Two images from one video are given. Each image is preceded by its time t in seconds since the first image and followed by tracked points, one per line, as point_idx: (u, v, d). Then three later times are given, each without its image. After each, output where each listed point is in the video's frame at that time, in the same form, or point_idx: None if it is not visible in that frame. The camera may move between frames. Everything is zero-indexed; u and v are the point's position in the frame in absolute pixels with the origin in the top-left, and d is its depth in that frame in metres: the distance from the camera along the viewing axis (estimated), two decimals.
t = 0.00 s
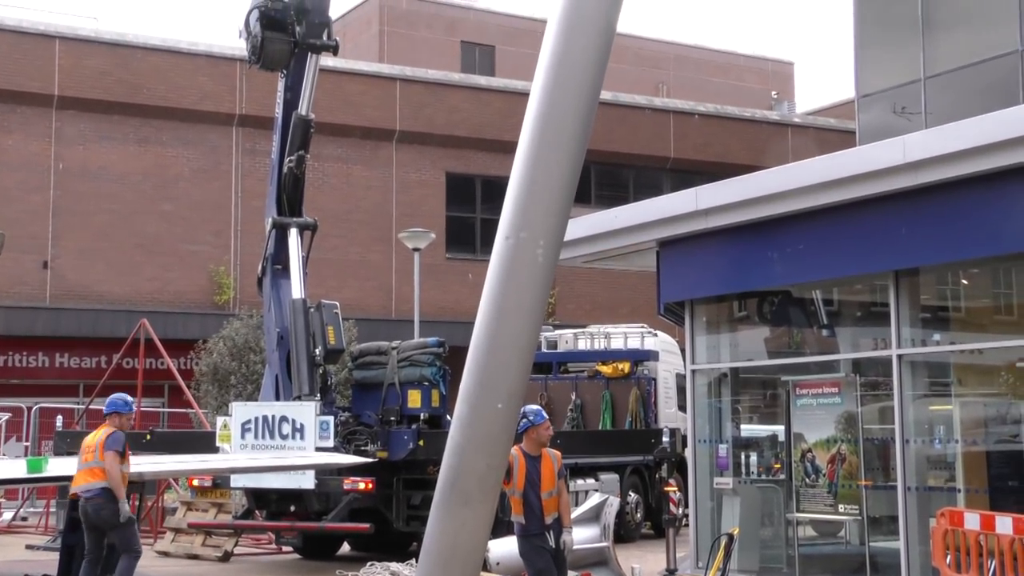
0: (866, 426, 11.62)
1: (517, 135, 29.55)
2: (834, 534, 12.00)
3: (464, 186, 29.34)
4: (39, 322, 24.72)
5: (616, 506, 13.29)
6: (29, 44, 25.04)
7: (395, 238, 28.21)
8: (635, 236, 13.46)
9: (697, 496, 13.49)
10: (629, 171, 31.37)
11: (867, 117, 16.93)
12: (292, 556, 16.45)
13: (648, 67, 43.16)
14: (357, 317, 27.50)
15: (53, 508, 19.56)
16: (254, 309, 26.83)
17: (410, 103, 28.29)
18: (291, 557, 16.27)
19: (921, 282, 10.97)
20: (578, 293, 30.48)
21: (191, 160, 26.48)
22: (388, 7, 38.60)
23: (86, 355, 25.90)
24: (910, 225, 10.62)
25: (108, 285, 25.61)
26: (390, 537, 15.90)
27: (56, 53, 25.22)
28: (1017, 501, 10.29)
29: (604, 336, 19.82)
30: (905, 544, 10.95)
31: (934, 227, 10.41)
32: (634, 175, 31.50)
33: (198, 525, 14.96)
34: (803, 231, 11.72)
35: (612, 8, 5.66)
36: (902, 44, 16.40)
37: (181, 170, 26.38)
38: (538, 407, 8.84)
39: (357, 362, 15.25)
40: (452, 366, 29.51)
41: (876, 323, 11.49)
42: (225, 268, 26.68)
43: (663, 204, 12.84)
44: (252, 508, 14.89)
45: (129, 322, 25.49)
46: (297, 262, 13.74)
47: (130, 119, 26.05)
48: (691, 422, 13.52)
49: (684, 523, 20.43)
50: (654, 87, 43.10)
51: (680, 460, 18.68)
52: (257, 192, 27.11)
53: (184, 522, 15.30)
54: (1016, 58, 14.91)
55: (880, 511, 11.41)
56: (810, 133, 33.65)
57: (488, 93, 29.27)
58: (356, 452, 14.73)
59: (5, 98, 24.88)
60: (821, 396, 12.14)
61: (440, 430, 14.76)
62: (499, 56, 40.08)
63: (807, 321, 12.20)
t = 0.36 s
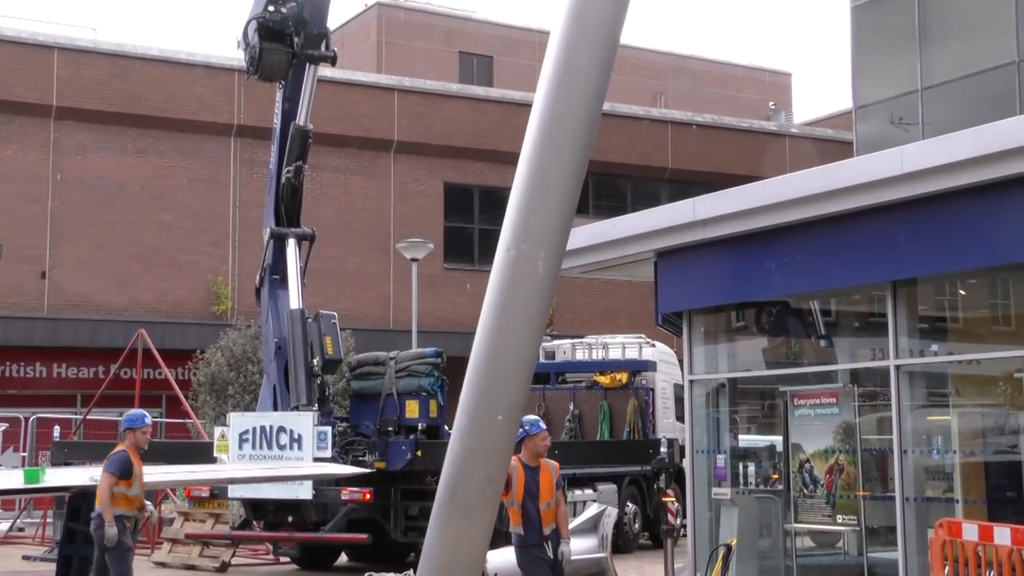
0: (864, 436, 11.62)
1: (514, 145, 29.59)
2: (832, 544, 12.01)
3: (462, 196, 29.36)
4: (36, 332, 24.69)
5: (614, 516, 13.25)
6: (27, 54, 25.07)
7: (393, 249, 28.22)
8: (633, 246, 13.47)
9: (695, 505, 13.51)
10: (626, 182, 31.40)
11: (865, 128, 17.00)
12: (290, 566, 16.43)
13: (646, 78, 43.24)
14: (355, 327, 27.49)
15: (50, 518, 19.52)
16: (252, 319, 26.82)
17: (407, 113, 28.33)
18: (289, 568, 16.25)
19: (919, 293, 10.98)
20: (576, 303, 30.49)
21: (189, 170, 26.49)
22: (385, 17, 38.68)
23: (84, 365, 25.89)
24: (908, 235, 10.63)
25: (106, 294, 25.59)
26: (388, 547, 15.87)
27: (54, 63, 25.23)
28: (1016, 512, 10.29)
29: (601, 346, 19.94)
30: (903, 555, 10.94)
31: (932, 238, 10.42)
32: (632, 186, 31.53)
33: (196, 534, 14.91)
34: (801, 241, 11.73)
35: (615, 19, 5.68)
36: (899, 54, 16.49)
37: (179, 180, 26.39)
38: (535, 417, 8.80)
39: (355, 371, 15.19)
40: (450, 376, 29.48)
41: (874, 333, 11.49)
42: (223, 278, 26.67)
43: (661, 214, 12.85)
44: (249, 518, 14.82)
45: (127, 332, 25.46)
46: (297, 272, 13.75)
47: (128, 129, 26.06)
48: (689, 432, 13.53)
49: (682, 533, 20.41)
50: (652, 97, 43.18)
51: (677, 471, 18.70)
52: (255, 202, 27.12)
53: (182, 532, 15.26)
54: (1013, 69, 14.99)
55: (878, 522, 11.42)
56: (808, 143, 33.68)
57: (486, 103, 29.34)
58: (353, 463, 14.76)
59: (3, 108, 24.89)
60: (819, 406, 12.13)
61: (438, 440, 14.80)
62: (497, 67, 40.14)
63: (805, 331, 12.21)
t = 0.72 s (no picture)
0: (861, 448, 11.62)
1: (512, 157, 29.62)
2: (829, 556, 12.02)
3: (459, 208, 29.41)
4: (34, 343, 24.67)
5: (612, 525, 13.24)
6: (25, 65, 25.08)
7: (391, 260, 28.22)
8: (630, 257, 13.49)
9: (692, 517, 13.53)
10: (623, 193, 31.45)
11: (861, 139, 17.18)
12: None
13: (644, 89, 43.33)
14: (352, 338, 27.47)
15: (46, 529, 19.46)
16: (249, 330, 26.80)
17: (405, 124, 28.36)
18: None
19: (916, 305, 10.99)
20: (573, 314, 30.49)
21: (187, 181, 26.50)
22: (383, 28, 38.75)
23: (80, 376, 25.86)
24: (905, 248, 10.65)
25: (103, 306, 25.57)
26: (384, 560, 15.82)
27: (52, 74, 25.24)
28: (1013, 523, 10.30)
29: (598, 357, 19.95)
30: (901, 566, 10.93)
31: (929, 250, 10.43)
32: (629, 197, 31.57)
33: (191, 546, 14.61)
34: (798, 253, 11.74)
35: (616, 32, 5.68)
36: (896, 66, 16.65)
37: (176, 191, 26.40)
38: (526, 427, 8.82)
39: (352, 383, 15.18)
40: (448, 387, 29.46)
41: (871, 344, 11.49)
42: (220, 289, 26.65)
43: (659, 225, 12.86)
44: (246, 530, 14.72)
45: (124, 343, 25.43)
46: (293, 283, 13.78)
47: (126, 140, 26.07)
48: (687, 443, 13.55)
49: (679, 546, 20.38)
50: (649, 108, 43.26)
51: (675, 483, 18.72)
52: (253, 213, 27.12)
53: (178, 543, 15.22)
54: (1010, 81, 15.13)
55: (876, 533, 11.42)
56: (806, 155, 33.71)
57: (484, 114, 29.39)
58: (350, 474, 14.65)
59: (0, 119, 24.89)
60: (816, 418, 12.13)
61: (436, 451, 14.74)
62: (494, 78, 40.20)
63: (802, 343, 12.22)
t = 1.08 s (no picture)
0: (856, 462, 11.61)
1: (506, 171, 29.66)
2: (824, 570, 12.01)
3: (453, 222, 29.43)
4: (27, 357, 24.61)
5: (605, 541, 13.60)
6: (20, 79, 25.09)
7: (385, 273, 28.21)
8: (625, 272, 13.50)
9: (687, 532, 13.52)
10: (618, 208, 31.50)
11: (856, 154, 17.62)
12: None
13: (638, 104, 43.44)
14: (347, 352, 27.43)
15: (38, 544, 19.39)
16: (243, 343, 26.76)
17: (400, 138, 28.39)
18: None
19: (910, 319, 11.01)
20: (568, 329, 30.49)
21: (181, 195, 26.51)
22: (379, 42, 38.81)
23: (74, 390, 25.81)
24: (900, 262, 10.67)
25: (97, 319, 25.52)
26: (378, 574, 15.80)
27: (47, 88, 25.24)
28: (1007, 539, 10.28)
29: (593, 373, 19.93)
30: None
31: (924, 265, 10.45)
32: (624, 211, 31.61)
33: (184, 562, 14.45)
34: (792, 267, 11.76)
35: (613, 46, 5.70)
36: (889, 82, 17.09)
37: (171, 204, 26.40)
38: (520, 443, 8.75)
39: (346, 397, 15.17)
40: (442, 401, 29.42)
41: (865, 359, 11.50)
42: (215, 303, 26.61)
43: (653, 240, 12.87)
44: (239, 545, 14.65)
45: (117, 356, 25.38)
46: (286, 297, 13.71)
47: (120, 153, 26.07)
48: (681, 458, 13.56)
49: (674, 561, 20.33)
50: (644, 123, 43.36)
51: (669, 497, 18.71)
52: (247, 226, 27.11)
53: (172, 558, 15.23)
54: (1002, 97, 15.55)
55: (870, 548, 11.41)
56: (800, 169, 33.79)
57: (479, 128, 29.44)
58: (344, 488, 14.66)
59: None
60: (811, 432, 12.14)
61: (430, 466, 14.64)
62: (489, 92, 40.27)
63: (796, 357, 12.23)
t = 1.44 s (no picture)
0: (849, 477, 11.61)
1: (499, 185, 29.69)
2: None
3: (447, 236, 29.44)
4: (19, 370, 24.54)
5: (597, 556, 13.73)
6: (14, 92, 25.07)
7: (378, 287, 28.18)
8: (618, 286, 13.50)
9: (680, 547, 13.51)
10: (611, 221, 31.53)
11: (849, 168, 17.71)
12: None
13: (632, 118, 43.51)
14: (339, 365, 27.37)
15: (29, 558, 19.30)
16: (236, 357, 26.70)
17: (393, 152, 28.41)
18: None
19: (902, 333, 11.03)
20: (561, 342, 30.48)
21: (174, 208, 26.49)
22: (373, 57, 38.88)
23: (65, 403, 25.74)
24: (892, 277, 10.69)
25: (90, 332, 25.45)
26: None
27: (40, 100, 25.23)
28: (1000, 553, 10.28)
29: (586, 387, 19.94)
30: None
31: (916, 280, 10.47)
32: (617, 225, 31.64)
33: None
34: (785, 282, 11.78)
35: (609, 60, 5.71)
36: (882, 97, 17.19)
37: (164, 217, 26.38)
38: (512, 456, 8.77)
39: (338, 411, 15.13)
40: (435, 415, 29.37)
41: (858, 373, 11.51)
42: (207, 316, 26.58)
43: (645, 254, 12.90)
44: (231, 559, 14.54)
45: (110, 370, 25.31)
46: (280, 309, 13.69)
47: (113, 166, 26.06)
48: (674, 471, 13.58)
49: None
50: (637, 137, 43.43)
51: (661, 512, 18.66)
52: (240, 239, 27.10)
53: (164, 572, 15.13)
54: (994, 113, 15.62)
55: (864, 562, 11.41)
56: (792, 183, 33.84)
57: (473, 142, 29.48)
58: (336, 502, 14.66)
59: None
60: (803, 447, 12.13)
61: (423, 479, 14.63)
62: (483, 106, 40.30)
63: (789, 372, 12.24)
